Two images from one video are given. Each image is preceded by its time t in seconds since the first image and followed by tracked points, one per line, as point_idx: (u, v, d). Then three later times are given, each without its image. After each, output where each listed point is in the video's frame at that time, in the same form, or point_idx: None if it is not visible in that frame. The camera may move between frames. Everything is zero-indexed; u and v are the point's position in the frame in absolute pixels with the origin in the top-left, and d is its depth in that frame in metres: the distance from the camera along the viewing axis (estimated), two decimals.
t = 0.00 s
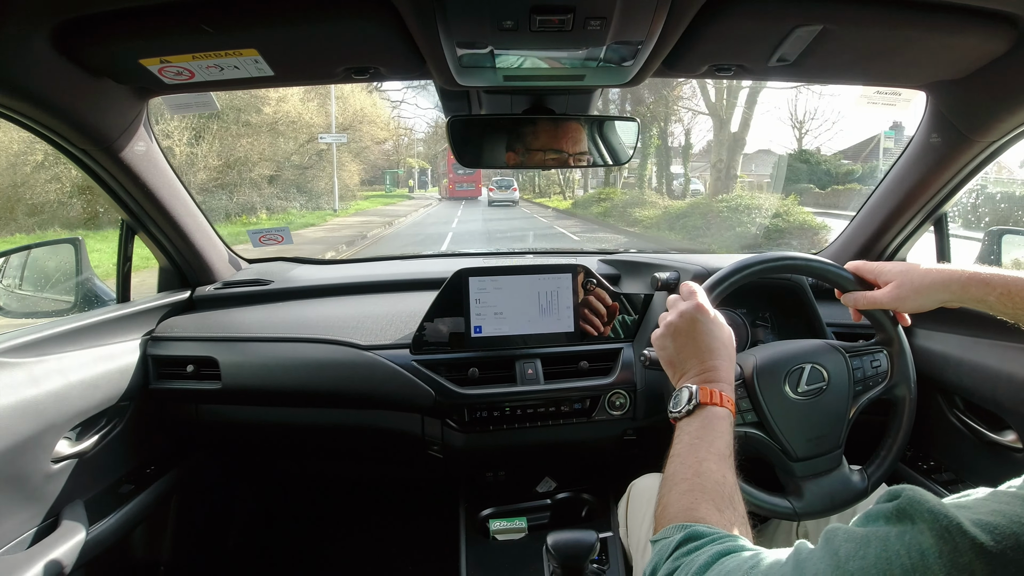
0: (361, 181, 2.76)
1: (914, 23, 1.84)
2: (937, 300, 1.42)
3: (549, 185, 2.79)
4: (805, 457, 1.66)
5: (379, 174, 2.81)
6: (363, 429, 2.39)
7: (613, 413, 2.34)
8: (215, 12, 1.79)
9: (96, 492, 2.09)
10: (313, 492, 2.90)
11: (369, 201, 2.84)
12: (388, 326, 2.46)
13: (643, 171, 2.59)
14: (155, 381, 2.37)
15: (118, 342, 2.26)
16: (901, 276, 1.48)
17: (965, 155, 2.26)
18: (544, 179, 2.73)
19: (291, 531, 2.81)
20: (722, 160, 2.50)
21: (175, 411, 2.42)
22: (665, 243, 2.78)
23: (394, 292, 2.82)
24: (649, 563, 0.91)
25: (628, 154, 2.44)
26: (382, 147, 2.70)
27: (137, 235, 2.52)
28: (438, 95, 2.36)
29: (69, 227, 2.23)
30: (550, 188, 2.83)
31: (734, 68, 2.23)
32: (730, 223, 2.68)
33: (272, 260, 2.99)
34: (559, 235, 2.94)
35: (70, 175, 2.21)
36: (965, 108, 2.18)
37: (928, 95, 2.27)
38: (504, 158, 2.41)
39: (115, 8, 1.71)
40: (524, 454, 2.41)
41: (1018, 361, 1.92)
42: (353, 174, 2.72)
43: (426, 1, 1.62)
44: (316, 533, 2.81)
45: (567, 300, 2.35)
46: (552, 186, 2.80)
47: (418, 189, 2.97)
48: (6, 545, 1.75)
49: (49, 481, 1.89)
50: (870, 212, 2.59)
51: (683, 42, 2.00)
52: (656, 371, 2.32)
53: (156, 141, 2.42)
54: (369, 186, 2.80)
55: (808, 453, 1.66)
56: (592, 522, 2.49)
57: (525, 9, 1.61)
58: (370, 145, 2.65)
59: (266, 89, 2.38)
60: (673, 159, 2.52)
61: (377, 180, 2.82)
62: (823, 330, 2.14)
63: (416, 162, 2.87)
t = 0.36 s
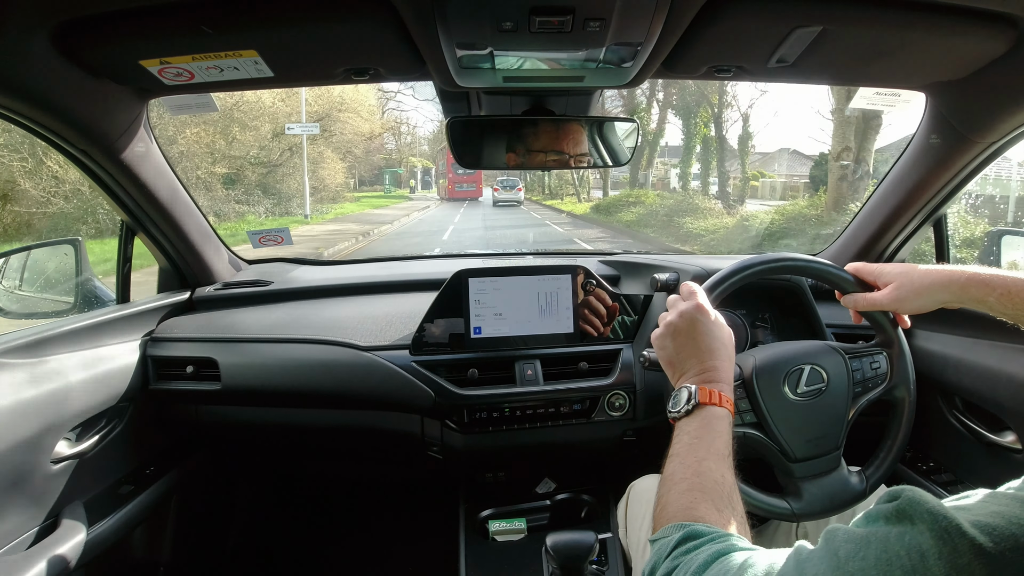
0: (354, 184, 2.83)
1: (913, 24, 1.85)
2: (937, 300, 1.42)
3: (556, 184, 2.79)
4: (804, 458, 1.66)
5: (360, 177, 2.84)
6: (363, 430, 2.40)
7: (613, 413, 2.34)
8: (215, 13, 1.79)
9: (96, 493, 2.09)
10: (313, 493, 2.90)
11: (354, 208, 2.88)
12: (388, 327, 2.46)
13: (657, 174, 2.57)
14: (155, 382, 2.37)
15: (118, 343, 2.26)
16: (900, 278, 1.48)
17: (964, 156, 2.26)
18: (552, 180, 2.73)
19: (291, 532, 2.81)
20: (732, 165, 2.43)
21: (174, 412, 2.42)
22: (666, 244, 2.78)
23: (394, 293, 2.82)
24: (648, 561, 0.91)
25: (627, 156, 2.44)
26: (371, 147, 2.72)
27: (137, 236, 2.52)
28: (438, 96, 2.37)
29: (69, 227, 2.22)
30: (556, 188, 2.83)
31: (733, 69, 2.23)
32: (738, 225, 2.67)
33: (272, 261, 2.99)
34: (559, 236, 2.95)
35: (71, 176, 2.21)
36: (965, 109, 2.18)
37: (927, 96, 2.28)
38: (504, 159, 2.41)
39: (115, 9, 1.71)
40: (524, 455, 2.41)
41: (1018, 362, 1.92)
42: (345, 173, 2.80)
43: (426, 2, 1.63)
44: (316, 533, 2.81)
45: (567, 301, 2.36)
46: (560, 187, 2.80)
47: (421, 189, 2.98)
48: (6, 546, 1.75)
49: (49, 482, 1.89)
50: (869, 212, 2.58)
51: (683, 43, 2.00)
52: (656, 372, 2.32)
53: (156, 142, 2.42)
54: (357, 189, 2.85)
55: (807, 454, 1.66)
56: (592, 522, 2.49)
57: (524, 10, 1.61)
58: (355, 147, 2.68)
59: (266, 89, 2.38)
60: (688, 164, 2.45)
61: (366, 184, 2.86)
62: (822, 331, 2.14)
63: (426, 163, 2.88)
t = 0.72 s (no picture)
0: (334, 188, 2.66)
1: (913, 25, 1.85)
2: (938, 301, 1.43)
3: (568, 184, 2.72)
4: (802, 459, 1.66)
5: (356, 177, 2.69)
6: (363, 430, 2.40)
7: (613, 414, 2.34)
8: (216, 13, 1.79)
9: (96, 493, 2.09)
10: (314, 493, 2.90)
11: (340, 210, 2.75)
12: (389, 327, 2.46)
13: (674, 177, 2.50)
14: (156, 382, 2.37)
15: (119, 342, 2.27)
16: (901, 279, 1.47)
17: (964, 156, 2.25)
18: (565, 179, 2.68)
19: (291, 531, 2.81)
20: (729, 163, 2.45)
21: (175, 412, 2.42)
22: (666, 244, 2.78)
23: (394, 293, 2.82)
24: (647, 554, 0.92)
25: (628, 156, 2.42)
26: (362, 143, 2.58)
27: (138, 236, 2.52)
28: (438, 96, 2.37)
29: (70, 228, 2.23)
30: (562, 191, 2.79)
31: (733, 69, 2.23)
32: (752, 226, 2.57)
33: (272, 261, 2.99)
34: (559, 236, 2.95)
35: (71, 176, 2.21)
36: (965, 110, 2.18)
37: (927, 96, 2.28)
38: (504, 159, 2.40)
39: (116, 9, 1.71)
40: (524, 455, 2.41)
41: (1018, 362, 1.92)
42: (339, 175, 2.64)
43: (426, 2, 1.63)
44: (316, 533, 2.81)
45: (567, 301, 2.36)
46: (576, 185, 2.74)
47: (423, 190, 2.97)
48: (7, 545, 1.75)
49: (50, 481, 1.89)
50: (870, 212, 2.58)
51: (683, 43, 2.00)
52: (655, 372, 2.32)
53: (157, 142, 2.42)
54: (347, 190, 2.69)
55: (805, 454, 1.66)
56: (592, 523, 2.49)
57: (524, 10, 1.61)
58: (332, 151, 2.53)
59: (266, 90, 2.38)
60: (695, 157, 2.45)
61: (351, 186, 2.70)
62: (823, 332, 2.14)
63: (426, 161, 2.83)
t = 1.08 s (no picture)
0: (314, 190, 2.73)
1: (914, 26, 1.85)
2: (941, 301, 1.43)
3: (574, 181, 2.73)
4: (801, 459, 1.65)
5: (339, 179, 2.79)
6: (364, 429, 2.40)
7: (613, 414, 2.34)
8: (218, 13, 1.79)
9: (97, 491, 2.09)
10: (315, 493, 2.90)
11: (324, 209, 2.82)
12: (389, 327, 2.46)
13: (686, 172, 2.51)
14: (156, 381, 2.37)
15: (120, 340, 2.26)
16: (904, 280, 1.48)
17: (965, 156, 2.25)
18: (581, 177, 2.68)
19: (291, 531, 2.81)
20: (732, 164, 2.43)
21: (175, 411, 2.42)
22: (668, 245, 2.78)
23: (395, 293, 2.82)
24: (650, 549, 0.92)
25: (630, 156, 2.43)
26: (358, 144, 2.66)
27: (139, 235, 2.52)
28: (439, 96, 2.38)
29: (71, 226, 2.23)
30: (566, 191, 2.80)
31: (734, 70, 2.23)
32: (748, 227, 2.56)
33: (272, 261, 2.98)
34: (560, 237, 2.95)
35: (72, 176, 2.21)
36: (966, 111, 2.18)
37: (929, 97, 2.28)
38: (507, 159, 2.41)
39: (119, 8, 1.71)
40: (524, 455, 2.41)
41: (1019, 363, 1.92)
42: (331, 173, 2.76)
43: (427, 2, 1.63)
44: (315, 533, 2.81)
45: (567, 301, 2.36)
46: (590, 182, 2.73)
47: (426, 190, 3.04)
48: (8, 543, 1.75)
49: (51, 480, 1.89)
50: (871, 213, 2.57)
51: (684, 44, 2.00)
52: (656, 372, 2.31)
53: (159, 141, 2.42)
54: (341, 191, 2.83)
55: (805, 454, 1.66)
56: (592, 523, 2.49)
57: (526, 10, 1.61)
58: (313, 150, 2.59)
59: (267, 89, 2.38)
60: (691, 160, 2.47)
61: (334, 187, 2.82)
62: (823, 333, 2.14)
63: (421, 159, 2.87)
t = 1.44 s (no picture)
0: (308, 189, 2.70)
1: (916, 27, 1.85)
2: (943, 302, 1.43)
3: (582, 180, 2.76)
4: (801, 459, 1.65)
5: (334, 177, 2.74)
6: (364, 429, 2.40)
7: (614, 414, 2.34)
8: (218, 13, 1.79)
9: (97, 491, 2.09)
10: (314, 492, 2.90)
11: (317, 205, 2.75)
12: (390, 326, 2.46)
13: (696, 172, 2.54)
14: (156, 380, 2.37)
15: (120, 340, 2.26)
16: (905, 280, 1.48)
17: (967, 156, 2.24)
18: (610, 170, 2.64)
19: (290, 531, 2.81)
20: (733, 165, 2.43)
21: (175, 410, 2.42)
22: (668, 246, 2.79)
23: (396, 292, 2.81)
24: (649, 547, 0.92)
25: (630, 156, 2.42)
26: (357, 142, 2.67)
27: (140, 234, 2.52)
28: (440, 95, 2.38)
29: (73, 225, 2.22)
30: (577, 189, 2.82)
31: (736, 70, 2.23)
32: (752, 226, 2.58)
33: (272, 261, 2.98)
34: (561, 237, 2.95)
35: (74, 175, 2.21)
36: (968, 111, 2.18)
37: (931, 98, 2.29)
38: (507, 159, 2.39)
39: (119, 8, 1.71)
40: (524, 456, 2.41)
41: (1019, 364, 1.92)
42: (326, 169, 2.70)
43: (427, 2, 1.63)
44: (315, 532, 2.81)
45: (569, 302, 2.36)
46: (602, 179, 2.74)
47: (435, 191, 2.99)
48: (7, 544, 1.75)
49: (50, 480, 1.89)
50: (872, 214, 2.56)
51: (685, 45, 2.00)
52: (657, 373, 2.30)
53: (160, 141, 2.42)
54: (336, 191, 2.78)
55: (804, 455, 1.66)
56: (592, 523, 2.49)
57: (527, 10, 1.61)
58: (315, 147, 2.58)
59: (268, 89, 2.39)
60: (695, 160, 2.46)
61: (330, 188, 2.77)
62: (823, 332, 2.14)
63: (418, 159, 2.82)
